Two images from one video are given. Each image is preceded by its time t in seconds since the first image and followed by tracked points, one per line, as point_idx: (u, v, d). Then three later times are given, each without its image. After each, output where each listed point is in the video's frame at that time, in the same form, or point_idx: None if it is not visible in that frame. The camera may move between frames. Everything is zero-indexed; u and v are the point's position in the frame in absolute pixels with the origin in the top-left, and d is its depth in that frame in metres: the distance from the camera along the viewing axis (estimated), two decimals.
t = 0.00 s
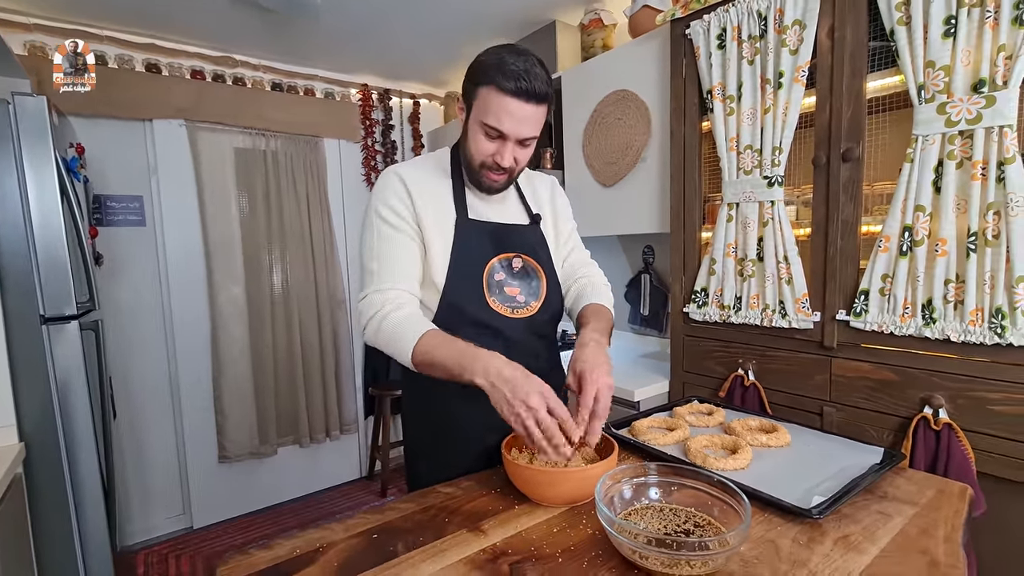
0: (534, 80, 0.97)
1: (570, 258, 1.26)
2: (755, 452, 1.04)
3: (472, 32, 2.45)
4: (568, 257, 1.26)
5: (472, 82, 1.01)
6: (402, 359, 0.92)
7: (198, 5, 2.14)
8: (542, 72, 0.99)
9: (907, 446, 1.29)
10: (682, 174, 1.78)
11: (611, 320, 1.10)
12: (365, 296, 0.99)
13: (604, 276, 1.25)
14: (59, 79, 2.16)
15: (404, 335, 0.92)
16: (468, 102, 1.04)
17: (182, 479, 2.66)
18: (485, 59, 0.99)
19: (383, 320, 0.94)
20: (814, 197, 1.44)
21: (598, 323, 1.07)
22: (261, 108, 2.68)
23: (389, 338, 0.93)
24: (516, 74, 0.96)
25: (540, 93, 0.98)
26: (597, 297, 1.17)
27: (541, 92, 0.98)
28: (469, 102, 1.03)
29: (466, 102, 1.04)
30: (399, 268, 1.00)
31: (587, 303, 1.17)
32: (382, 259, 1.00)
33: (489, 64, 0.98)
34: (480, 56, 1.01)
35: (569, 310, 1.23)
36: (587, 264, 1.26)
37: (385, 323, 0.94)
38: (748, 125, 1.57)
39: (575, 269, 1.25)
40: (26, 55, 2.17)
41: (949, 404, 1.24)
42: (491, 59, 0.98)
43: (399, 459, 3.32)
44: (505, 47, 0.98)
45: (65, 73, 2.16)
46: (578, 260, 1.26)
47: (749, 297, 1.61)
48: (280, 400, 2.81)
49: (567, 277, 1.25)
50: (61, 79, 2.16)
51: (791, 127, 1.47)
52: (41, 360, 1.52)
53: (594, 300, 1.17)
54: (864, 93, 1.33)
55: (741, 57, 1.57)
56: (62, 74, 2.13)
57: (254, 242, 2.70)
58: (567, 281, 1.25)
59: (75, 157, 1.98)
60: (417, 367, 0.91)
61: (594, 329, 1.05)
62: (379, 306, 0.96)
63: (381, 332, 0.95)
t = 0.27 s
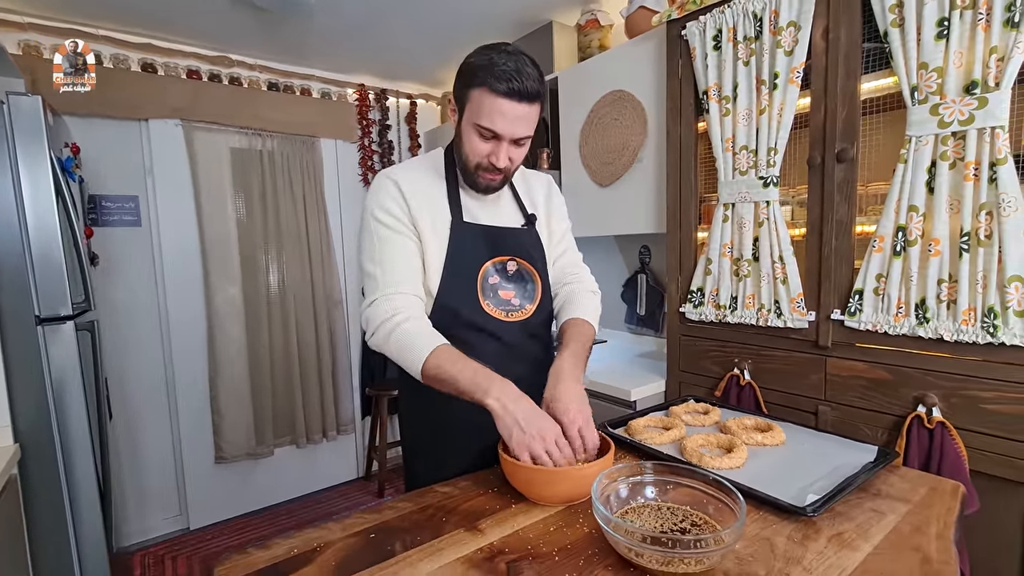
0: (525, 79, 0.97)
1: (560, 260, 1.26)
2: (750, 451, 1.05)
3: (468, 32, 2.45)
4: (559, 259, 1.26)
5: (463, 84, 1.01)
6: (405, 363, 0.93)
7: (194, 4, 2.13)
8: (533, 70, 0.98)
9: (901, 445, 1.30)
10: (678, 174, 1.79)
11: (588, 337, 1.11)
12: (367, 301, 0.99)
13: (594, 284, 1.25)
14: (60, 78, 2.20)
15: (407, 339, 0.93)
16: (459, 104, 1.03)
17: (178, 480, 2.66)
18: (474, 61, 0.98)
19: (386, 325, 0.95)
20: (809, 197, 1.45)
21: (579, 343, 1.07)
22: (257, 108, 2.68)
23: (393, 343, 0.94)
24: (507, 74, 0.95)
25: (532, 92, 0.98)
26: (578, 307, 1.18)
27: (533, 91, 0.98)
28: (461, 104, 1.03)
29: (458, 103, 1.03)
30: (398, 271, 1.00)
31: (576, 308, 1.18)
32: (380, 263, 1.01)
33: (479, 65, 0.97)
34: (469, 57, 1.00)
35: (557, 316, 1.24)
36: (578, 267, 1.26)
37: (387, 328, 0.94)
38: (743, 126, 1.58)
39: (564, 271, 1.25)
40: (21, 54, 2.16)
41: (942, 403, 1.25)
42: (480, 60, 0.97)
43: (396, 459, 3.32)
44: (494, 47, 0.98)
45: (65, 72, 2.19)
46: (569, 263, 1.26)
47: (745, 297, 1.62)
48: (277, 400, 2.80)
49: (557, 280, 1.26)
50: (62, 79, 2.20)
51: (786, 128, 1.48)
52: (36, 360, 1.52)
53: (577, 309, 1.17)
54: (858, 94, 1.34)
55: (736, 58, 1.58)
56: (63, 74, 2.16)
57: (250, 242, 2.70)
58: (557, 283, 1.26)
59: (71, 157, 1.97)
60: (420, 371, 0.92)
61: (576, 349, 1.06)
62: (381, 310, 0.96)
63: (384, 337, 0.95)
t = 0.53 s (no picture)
0: (522, 78, 0.97)
1: (559, 260, 1.26)
2: (747, 450, 1.05)
3: (466, 32, 2.45)
4: (558, 258, 1.26)
5: (460, 83, 1.01)
6: (396, 362, 0.93)
7: (191, 4, 2.13)
8: (530, 70, 0.98)
9: (897, 444, 1.30)
10: (676, 174, 1.79)
11: (588, 334, 1.11)
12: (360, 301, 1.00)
13: (592, 286, 1.25)
14: (59, 79, 2.17)
15: (396, 338, 0.93)
16: (457, 103, 1.04)
17: (176, 481, 2.65)
18: (472, 61, 0.98)
19: (376, 324, 0.95)
20: (806, 197, 1.46)
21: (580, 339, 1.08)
22: (255, 108, 2.67)
23: (384, 342, 0.94)
24: (504, 73, 0.95)
25: (529, 92, 0.98)
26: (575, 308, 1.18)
27: (530, 91, 0.98)
28: (458, 103, 1.03)
29: (455, 103, 1.04)
30: (391, 271, 1.00)
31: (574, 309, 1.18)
32: (374, 263, 1.01)
33: (476, 64, 0.97)
34: (466, 57, 1.01)
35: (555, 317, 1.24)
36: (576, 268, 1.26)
37: (378, 327, 0.95)
38: (741, 127, 1.58)
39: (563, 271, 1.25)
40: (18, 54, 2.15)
41: (938, 402, 1.25)
42: (477, 59, 0.97)
43: (394, 459, 3.32)
44: (491, 46, 0.98)
45: (65, 72, 2.16)
46: (567, 263, 1.26)
47: (742, 296, 1.62)
48: (275, 400, 2.80)
49: (556, 280, 1.26)
50: (61, 79, 2.17)
51: (784, 129, 1.49)
52: (33, 361, 1.52)
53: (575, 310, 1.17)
54: (855, 95, 1.34)
55: (734, 59, 1.58)
56: (62, 74, 2.14)
57: (248, 242, 2.70)
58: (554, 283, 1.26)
59: (68, 157, 1.97)
60: (410, 370, 0.91)
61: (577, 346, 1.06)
62: (373, 310, 0.97)
63: (376, 337, 0.95)
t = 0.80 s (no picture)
0: (520, 72, 0.97)
1: (561, 259, 1.27)
2: (746, 449, 1.06)
3: (465, 32, 2.45)
4: (560, 257, 1.27)
5: (459, 79, 1.02)
6: (378, 359, 0.93)
7: (191, 4, 2.13)
8: (529, 64, 0.99)
9: (895, 443, 1.31)
10: (675, 174, 1.80)
11: (586, 330, 1.13)
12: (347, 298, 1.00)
13: (593, 283, 1.26)
14: (60, 79, 2.12)
15: (377, 334, 0.93)
16: (456, 99, 1.04)
17: (176, 481, 2.66)
18: (470, 56, 0.99)
19: (360, 321, 0.95)
20: (804, 197, 1.46)
21: (577, 334, 1.11)
22: (254, 108, 2.68)
23: (367, 339, 0.94)
24: (503, 67, 0.96)
25: (528, 86, 0.98)
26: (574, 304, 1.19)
27: (529, 85, 0.98)
28: (457, 99, 1.03)
29: (454, 99, 1.04)
30: (382, 270, 1.00)
31: (573, 306, 1.19)
32: (370, 261, 1.01)
33: (475, 59, 0.98)
34: (465, 53, 1.01)
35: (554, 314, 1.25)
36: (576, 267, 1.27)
37: (361, 324, 0.95)
38: (739, 127, 1.59)
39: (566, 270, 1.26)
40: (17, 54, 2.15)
41: (936, 401, 1.26)
42: (476, 54, 0.98)
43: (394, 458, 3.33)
44: (490, 42, 0.98)
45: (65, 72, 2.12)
46: (569, 262, 1.27)
47: (741, 296, 1.63)
48: (274, 400, 2.80)
49: (557, 278, 1.27)
50: (62, 79, 2.13)
51: (782, 129, 1.49)
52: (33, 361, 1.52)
53: (574, 306, 1.18)
54: (853, 95, 1.35)
55: (732, 59, 1.59)
56: (63, 75, 2.10)
57: (248, 242, 2.70)
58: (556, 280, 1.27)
59: (68, 157, 1.97)
60: (394, 368, 0.92)
61: (572, 341, 1.09)
62: (357, 307, 0.97)
63: (359, 334, 0.95)
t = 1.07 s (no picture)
0: (529, 89, 0.97)
1: (562, 263, 1.28)
2: (743, 449, 1.06)
3: (465, 33, 2.46)
4: (561, 262, 1.28)
5: (467, 94, 1.01)
6: (380, 360, 0.95)
7: (191, 5, 2.14)
8: (537, 81, 0.99)
9: (892, 442, 1.32)
10: (673, 175, 1.81)
11: (589, 331, 1.14)
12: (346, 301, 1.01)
13: (592, 288, 1.28)
14: (59, 79, 2.07)
15: (377, 337, 0.94)
16: (464, 114, 1.04)
17: (176, 481, 2.66)
18: (478, 71, 0.98)
19: (359, 324, 0.96)
20: (801, 198, 1.47)
21: (581, 333, 1.11)
22: (255, 109, 2.68)
23: (366, 341, 0.95)
24: (512, 85, 0.96)
25: (536, 103, 0.98)
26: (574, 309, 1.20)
27: (537, 101, 0.98)
28: (465, 114, 1.03)
29: (462, 114, 1.04)
30: (380, 272, 1.01)
31: (573, 311, 1.20)
32: (371, 263, 1.02)
33: (483, 75, 0.97)
34: (473, 68, 1.00)
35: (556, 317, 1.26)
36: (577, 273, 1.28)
37: (361, 327, 0.96)
38: (737, 128, 1.59)
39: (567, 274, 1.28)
40: (17, 55, 2.16)
41: (932, 400, 1.26)
42: (485, 70, 0.98)
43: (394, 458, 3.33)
44: (498, 57, 0.98)
45: (64, 72, 2.07)
46: (569, 266, 1.28)
47: (739, 296, 1.63)
48: (274, 400, 2.81)
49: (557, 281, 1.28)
50: (61, 79, 2.07)
51: (779, 130, 1.50)
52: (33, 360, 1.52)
53: (575, 311, 1.20)
54: (850, 97, 1.36)
55: (730, 61, 1.60)
56: (62, 75, 2.05)
57: (248, 242, 2.70)
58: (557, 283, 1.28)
59: (68, 158, 1.97)
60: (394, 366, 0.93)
61: (577, 339, 1.09)
62: (356, 310, 0.98)
63: (359, 336, 0.97)
